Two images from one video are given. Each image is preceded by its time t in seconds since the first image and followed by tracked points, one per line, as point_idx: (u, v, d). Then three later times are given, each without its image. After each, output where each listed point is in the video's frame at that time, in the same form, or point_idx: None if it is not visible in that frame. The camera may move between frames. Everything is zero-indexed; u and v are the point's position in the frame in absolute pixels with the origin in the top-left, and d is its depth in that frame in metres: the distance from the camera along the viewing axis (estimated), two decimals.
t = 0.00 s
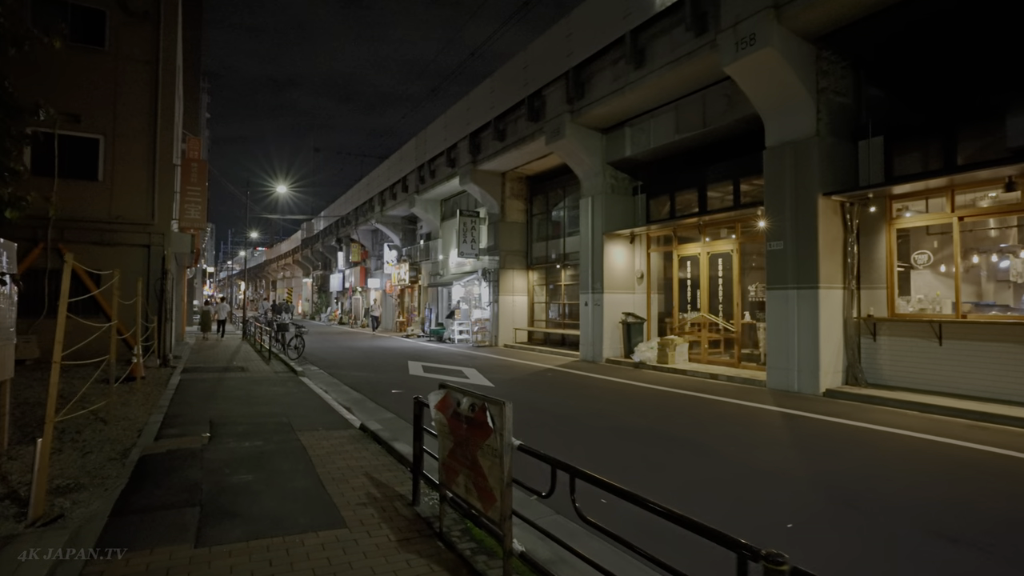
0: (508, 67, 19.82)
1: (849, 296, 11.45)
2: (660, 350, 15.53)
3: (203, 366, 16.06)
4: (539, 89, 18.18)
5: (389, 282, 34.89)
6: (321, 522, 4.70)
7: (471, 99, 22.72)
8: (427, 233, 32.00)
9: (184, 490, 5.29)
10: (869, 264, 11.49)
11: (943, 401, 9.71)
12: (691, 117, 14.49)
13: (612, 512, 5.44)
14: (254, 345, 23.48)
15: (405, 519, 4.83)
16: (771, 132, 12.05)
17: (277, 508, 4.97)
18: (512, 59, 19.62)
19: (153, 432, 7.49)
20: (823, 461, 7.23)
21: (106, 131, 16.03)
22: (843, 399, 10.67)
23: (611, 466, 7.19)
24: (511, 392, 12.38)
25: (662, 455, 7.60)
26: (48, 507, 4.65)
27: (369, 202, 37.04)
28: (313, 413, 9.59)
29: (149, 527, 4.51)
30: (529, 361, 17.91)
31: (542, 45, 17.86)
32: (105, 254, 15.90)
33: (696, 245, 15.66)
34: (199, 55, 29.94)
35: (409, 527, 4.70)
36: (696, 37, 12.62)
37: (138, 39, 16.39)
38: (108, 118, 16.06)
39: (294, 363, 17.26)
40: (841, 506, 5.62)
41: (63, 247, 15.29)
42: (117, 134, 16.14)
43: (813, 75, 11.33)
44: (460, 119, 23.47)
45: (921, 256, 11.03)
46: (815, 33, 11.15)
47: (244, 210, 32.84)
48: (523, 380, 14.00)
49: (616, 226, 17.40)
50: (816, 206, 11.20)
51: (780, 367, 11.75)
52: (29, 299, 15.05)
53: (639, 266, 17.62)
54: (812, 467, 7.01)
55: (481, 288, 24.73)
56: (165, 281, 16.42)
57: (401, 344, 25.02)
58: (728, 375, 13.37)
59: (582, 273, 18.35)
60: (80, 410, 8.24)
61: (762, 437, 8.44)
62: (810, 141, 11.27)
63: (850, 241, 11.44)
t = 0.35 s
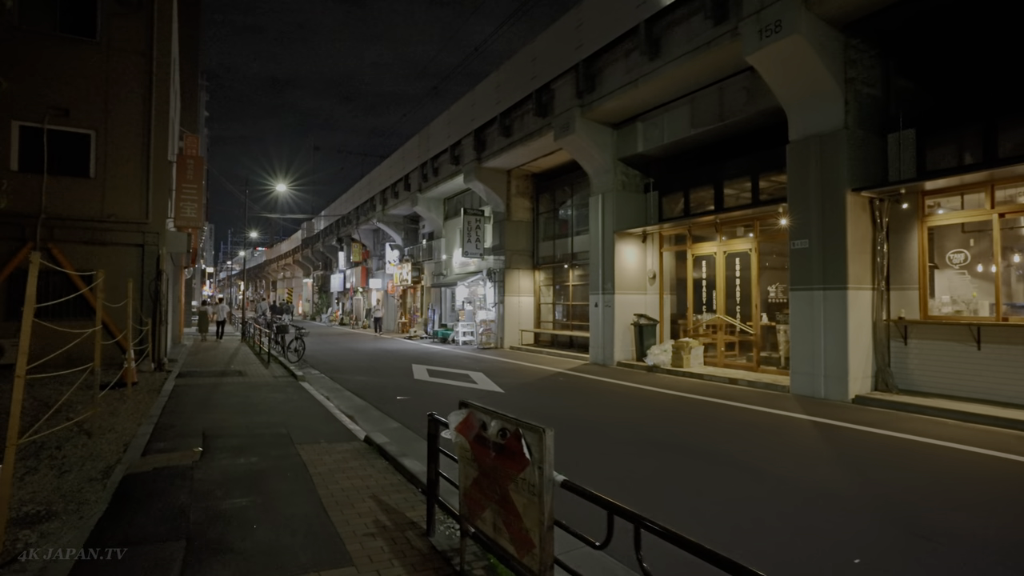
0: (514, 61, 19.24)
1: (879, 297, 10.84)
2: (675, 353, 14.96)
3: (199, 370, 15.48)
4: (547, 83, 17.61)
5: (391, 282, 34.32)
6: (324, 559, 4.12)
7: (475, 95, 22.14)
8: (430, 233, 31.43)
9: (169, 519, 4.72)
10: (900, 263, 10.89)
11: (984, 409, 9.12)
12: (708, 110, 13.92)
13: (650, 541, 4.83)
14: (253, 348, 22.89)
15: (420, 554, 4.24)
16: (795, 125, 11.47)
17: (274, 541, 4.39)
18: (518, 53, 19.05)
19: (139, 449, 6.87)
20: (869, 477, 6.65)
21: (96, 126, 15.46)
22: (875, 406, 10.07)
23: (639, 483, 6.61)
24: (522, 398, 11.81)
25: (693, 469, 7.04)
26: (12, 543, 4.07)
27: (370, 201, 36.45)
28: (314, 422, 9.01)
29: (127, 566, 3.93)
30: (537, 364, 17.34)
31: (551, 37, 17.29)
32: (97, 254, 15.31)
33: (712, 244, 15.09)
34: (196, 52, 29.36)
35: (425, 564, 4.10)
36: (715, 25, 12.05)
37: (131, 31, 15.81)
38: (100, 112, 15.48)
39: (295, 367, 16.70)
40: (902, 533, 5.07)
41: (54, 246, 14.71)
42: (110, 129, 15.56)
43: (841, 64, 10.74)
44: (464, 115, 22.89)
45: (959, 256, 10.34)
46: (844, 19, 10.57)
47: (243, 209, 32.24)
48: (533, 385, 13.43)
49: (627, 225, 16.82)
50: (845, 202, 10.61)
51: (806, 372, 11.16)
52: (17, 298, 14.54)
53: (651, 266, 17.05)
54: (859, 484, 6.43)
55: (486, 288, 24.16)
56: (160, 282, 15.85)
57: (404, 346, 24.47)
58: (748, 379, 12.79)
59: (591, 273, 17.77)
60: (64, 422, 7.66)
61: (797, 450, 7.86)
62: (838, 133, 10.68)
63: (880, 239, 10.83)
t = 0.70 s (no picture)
0: (521, 52, 18.62)
1: (914, 296, 10.21)
2: (690, 355, 14.36)
3: (193, 372, 14.82)
4: (556, 75, 17.00)
5: (391, 282, 33.66)
6: None
7: (480, 88, 21.50)
8: (431, 231, 30.79)
9: (150, 550, 4.08)
10: (936, 261, 10.25)
11: None
12: (727, 101, 13.31)
13: None
14: (250, 349, 22.26)
15: None
16: (823, 115, 10.85)
17: None
18: (525, 44, 18.43)
19: (123, 462, 6.21)
20: (928, 494, 6.03)
21: (86, 117, 14.77)
22: (912, 411, 9.43)
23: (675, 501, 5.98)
24: (534, 402, 11.18)
25: (732, 482, 6.44)
26: None
27: (370, 199, 35.78)
28: (316, 430, 8.37)
29: None
30: (545, 366, 16.71)
31: (560, 27, 16.67)
32: (86, 250, 14.62)
33: (729, 241, 14.48)
34: (193, 46, 28.67)
35: None
36: (739, 10, 11.44)
37: (123, 18, 15.12)
38: (89, 102, 14.80)
39: (293, 369, 16.06)
40: (985, 560, 4.49)
41: (40, 242, 14.02)
42: (100, 120, 14.87)
43: (874, 50, 10.14)
44: (468, 109, 22.25)
45: (1001, 253, 9.58)
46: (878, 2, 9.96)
47: (240, 207, 31.56)
48: (544, 388, 12.81)
49: (639, 221, 16.22)
50: (879, 195, 9.99)
51: (835, 375, 10.53)
52: None
53: (663, 264, 16.44)
54: (920, 502, 5.81)
55: (490, 288, 23.53)
56: (151, 279, 15.14)
57: (405, 347, 23.83)
58: (771, 383, 12.17)
59: (601, 272, 17.16)
60: (42, 431, 7.01)
61: (841, 461, 7.25)
62: (871, 123, 10.07)
63: (915, 235, 10.19)
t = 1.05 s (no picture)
0: (525, 44, 18.03)
1: (946, 295, 9.65)
2: (703, 356, 13.81)
3: (184, 374, 14.18)
4: (561, 66, 16.43)
5: (389, 281, 33.02)
6: None
7: (481, 82, 20.91)
8: (430, 229, 30.18)
9: None
10: (970, 257, 9.70)
11: None
12: (743, 91, 12.75)
13: None
14: (244, 349, 21.62)
15: None
16: (849, 103, 10.29)
17: None
18: (529, 35, 17.84)
19: (99, 478, 5.57)
20: (993, 515, 5.44)
21: (71, 107, 14.10)
22: (948, 418, 8.86)
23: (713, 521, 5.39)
24: (544, 406, 10.60)
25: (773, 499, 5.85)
26: None
27: (367, 197, 35.14)
28: (313, 438, 7.76)
29: None
30: (551, 367, 16.12)
31: (567, 16, 16.09)
32: (71, 246, 13.95)
33: (744, 237, 13.93)
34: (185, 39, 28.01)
35: None
36: None
37: (110, 4, 14.48)
38: (74, 92, 14.13)
39: (289, 371, 15.43)
40: None
41: (21, 238, 13.35)
42: (86, 110, 14.22)
43: (906, 34, 9.57)
44: (469, 103, 21.65)
45: None
46: None
47: (234, 204, 30.91)
48: (552, 391, 12.22)
49: (648, 218, 15.65)
50: (910, 188, 9.42)
51: (862, 378, 9.97)
52: None
53: (673, 262, 15.90)
54: (987, 525, 5.22)
55: (491, 287, 22.93)
56: (140, 277, 14.49)
57: (404, 347, 23.21)
58: (791, 386, 11.62)
59: (608, 271, 16.58)
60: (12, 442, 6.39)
61: (885, 474, 6.67)
62: (902, 111, 9.50)
63: (948, 230, 9.64)
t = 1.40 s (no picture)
0: (527, 35, 17.42)
1: (982, 296, 9.08)
2: (716, 360, 13.18)
3: (171, 379, 13.48)
4: (566, 58, 15.82)
5: (384, 280, 32.30)
6: None
7: (481, 75, 20.25)
8: (427, 228, 29.51)
9: None
10: (1006, 257, 9.13)
11: None
12: (759, 83, 12.19)
13: None
14: (235, 351, 20.89)
15: None
16: (876, 94, 9.72)
17: None
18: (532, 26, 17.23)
19: (65, 506, 4.95)
20: None
21: (51, 97, 13.36)
22: (988, 428, 8.29)
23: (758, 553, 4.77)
24: (553, 414, 9.98)
25: (818, 522, 5.30)
26: None
27: (363, 194, 34.41)
28: (307, 454, 7.11)
29: None
30: (554, 371, 15.50)
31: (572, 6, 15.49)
32: (51, 243, 13.22)
33: (758, 236, 13.35)
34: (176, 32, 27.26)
35: None
36: None
37: None
38: (54, 81, 13.40)
39: (281, 375, 14.76)
40: None
41: None
42: (67, 100, 13.49)
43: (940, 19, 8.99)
44: (468, 98, 21.00)
45: None
46: None
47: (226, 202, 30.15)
48: (559, 397, 11.61)
49: (656, 215, 15.07)
50: (945, 183, 8.84)
51: (891, 385, 9.39)
52: None
53: (682, 262, 15.31)
54: None
55: (490, 287, 22.27)
56: (124, 277, 13.75)
57: (400, 349, 22.52)
58: (812, 392, 11.05)
59: (614, 271, 15.97)
60: None
61: (936, 495, 6.07)
62: (936, 101, 8.92)
63: (983, 228, 9.07)
